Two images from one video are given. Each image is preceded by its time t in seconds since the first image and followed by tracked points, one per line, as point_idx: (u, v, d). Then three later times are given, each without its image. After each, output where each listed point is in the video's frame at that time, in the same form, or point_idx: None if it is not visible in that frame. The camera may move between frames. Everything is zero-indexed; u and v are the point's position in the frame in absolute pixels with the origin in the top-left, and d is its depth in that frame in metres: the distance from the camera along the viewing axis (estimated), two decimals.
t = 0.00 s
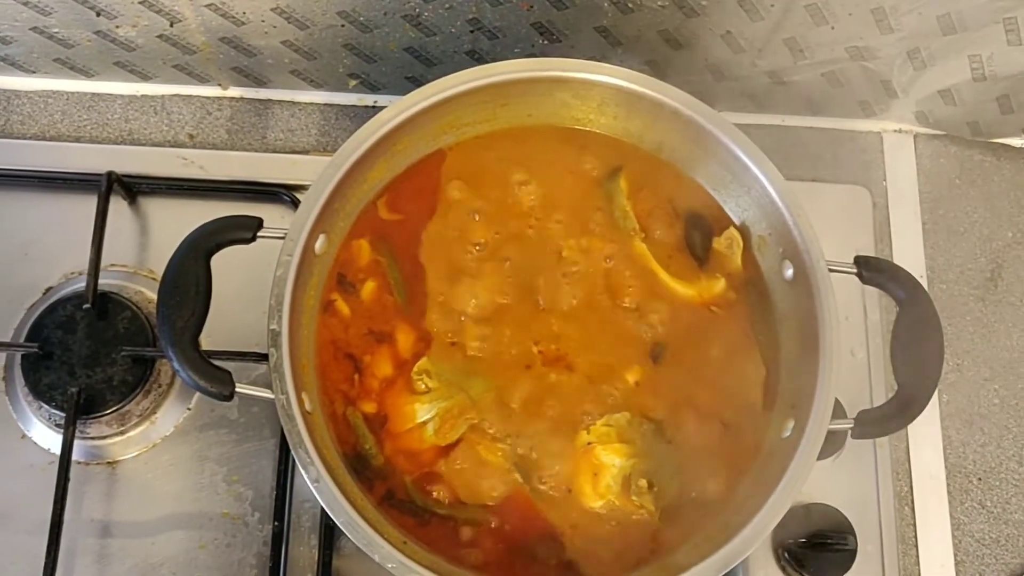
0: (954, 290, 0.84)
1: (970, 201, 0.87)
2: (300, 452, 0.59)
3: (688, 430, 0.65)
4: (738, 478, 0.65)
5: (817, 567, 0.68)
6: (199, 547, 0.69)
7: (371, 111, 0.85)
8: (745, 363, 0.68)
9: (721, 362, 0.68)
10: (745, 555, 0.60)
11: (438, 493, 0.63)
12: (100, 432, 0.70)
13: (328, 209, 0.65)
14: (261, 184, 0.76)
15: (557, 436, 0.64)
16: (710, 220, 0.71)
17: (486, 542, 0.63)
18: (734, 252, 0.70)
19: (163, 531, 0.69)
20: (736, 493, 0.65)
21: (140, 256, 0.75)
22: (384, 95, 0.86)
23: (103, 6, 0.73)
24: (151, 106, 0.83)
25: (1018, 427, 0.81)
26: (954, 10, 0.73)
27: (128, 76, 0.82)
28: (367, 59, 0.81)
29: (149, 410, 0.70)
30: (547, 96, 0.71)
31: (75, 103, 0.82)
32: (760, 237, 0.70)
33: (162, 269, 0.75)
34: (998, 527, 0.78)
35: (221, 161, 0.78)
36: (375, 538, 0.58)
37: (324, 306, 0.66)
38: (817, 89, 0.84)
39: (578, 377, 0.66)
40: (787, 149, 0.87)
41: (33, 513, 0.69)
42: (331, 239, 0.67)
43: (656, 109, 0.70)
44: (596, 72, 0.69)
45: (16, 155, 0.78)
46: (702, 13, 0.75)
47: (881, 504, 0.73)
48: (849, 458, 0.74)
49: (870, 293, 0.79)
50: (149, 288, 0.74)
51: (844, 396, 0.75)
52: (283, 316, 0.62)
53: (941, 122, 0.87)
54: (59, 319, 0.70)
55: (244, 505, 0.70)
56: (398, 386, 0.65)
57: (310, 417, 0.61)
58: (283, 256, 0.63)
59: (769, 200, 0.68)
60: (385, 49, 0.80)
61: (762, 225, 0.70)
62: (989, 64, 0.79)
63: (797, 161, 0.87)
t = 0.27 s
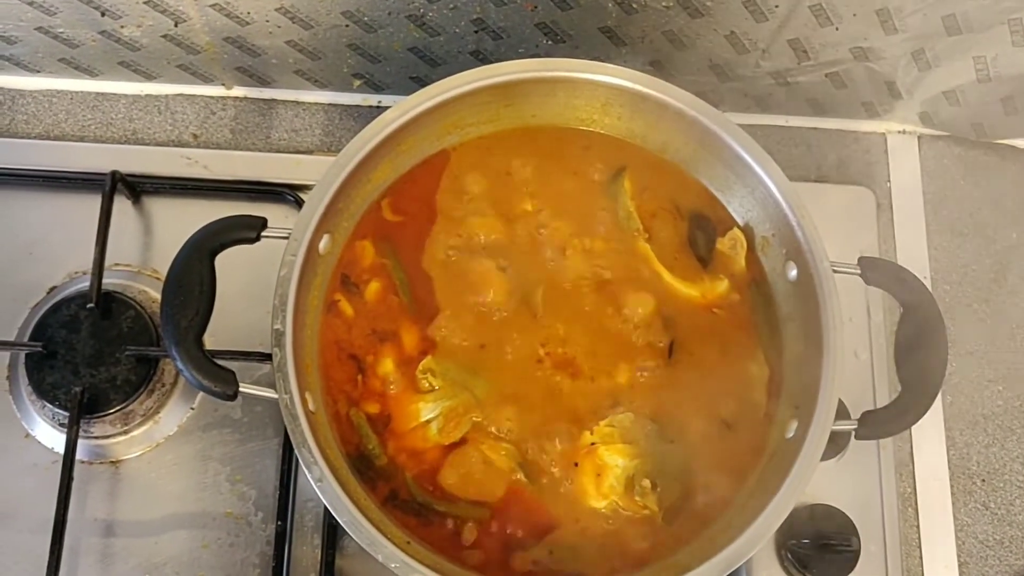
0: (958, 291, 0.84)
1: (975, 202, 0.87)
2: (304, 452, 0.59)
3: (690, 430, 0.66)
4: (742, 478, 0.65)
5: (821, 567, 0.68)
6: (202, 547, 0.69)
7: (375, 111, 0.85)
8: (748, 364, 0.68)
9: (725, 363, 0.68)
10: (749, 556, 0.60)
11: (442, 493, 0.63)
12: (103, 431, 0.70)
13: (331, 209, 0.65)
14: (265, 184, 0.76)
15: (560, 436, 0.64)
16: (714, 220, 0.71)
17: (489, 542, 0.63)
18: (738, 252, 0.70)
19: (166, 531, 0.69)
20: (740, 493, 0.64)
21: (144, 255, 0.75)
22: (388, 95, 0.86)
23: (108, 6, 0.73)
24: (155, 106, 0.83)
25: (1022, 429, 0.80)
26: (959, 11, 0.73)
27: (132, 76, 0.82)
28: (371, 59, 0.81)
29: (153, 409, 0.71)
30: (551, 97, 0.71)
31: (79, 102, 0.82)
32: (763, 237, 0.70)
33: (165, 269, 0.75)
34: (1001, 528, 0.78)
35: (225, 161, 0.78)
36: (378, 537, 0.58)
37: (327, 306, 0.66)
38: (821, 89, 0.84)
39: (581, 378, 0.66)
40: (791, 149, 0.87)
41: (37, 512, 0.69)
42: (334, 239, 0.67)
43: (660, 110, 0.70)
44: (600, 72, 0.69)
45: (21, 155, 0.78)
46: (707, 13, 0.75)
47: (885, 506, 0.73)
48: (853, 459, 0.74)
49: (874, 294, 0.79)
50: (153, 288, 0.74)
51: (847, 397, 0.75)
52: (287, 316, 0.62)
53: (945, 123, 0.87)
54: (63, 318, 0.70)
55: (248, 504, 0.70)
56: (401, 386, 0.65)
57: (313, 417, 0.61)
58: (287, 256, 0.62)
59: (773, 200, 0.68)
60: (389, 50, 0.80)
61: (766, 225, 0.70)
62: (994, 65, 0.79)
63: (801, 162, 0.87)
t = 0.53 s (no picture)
0: (956, 288, 0.84)
1: (973, 199, 0.86)
2: (300, 450, 0.59)
3: (688, 428, 0.66)
4: (740, 474, 0.65)
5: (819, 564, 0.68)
6: (198, 545, 0.69)
7: (372, 108, 0.85)
8: (745, 361, 0.67)
9: (722, 361, 0.67)
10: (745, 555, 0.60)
11: (439, 490, 0.63)
12: (99, 429, 0.70)
13: (328, 206, 0.65)
14: (261, 181, 0.76)
15: (556, 432, 0.64)
16: (712, 217, 0.71)
17: (486, 539, 0.63)
18: (735, 249, 0.70)
19: (162, 528, 0.69)
20: (738, 491, 0.64)
21: (140, 253, 0.75)
22: (385, 92, 0.85)
23: (103, 2, 0.72)
24: (151, 103, 0.83)
25: (1020, 426, 0.80)
26: (957, 8, 0.73)
27: (128, 73, 0.82)
28: (368, 55, 0.80)
29: (149, 407, 0.70)
30: (548, 93, 0.70)
31: (75, 99, 0.82)
32: (760, 235, 0.70)
33: (161, 266, 0.75)
34: (999, 526, 0.78)
35: (222, 158, 0.78)
36: (375, 536, 0.58)
37: (324, 303, 0.66)
38: (819, 86, 0.83)
39: (578, 375, 0.66)
40: (789, 147, 0.87)
41: (33, 510, 0.69)
42: (330, 236, 0.67)
43: (657, 107, 0.70)
44: (598, 69, 0.68)
45: (16, 152, 0.78)
46: (704, 10, 0.75)
47: (882, 504, 0.73)
48: (850, 457, 0.74)
49: (872, 291, 0.79)
50: (149, 285, 0.74)
51: (845, 394, 0.75)
52: (283, 314, 0.61)
53: (943, 120, 0.86)
54: (59, 315, 0.70)
55: (244, 502, 0.70)
56: (398, 383, 0.65)
57: (309, 415, 0.61)
58: (283, 253, 0.62)
59: (770, 197, 0.67)
60: (386, 46, 0.79)
61: (763, 223, 0.69)
62: (993, 61, 0.78)
63: (798, 159, 0.87)
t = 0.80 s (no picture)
0: (956, 288, 0.84)
1: (973, 199, 0.87)
2: (301, 449, 0.59)
3: (688, 427, 0.66)
4: (740, 473, 0.65)
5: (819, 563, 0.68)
6: (199, 544, 0.69)
7: (373, 108, 0.85)
8: (745, 360, 0.68)
9: (723, 360, 0.68)
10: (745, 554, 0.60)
11: (439, 489, 0.63)
12: (101, 429, 0.70)
13: (328, 205, 0.65)
14: (262, 181, 0.76)
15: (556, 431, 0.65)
16: (712, 217, 0.71)
17: (486, 538, 0.63)
18: (735, 249, 0.70)
19: (163, 528, 0.69)
20: (739, 490, 0.64)
21: (141, 252, 0.75)
22: (386, 92, 0.85)
23: (104, 2, 0.72)
24: (152, 103, 0.83)
25: (1020, 426, 0.80)
26: (957, 7, 0.73)
27: (129, 72, 0.82)
28: (368, 55, 0.81)
29: (150, 406, 0.70)
30: (549, 93, 0.71)
31: (76, 99, 0.82)
32: (761, 234, 0.70)
33: (162, 266, 0.75)
34: (999, 525, 0.78)
35: (222, 158, 0.78)
36: (376, 535, 0.58)
37: (325, 302, 0.66)
38: (819, 85, 0.84)
39: (579, 374, 0.66)
40: (789, 146, 0.87)
41: (34, 509, 0.69)
42: (331, 235, 0.67)
43: (658, 106, 0.70)
44: (598, 69, 0.68)
45: (17, 152, 0.78)
46: (704, 9, 0.75)
47: (882, 503, 0.73)
48: (851, 456, 0.74)
49: (873, 291, 0.79)
50: (150, 285, 0.74)
51: (845, 393, 0.75)
52: (284, 313, 0.61)
53: (943, 120, 0.86)
54: (60, 315, 0.70)
55: (245, 502, 0.70)
56: (399, 382, 0.65)
57: (311, 414, 0.61)
58: (284, 253, 0.62)
59: (770, 196, 0.67)
60: (386, 46, 0.79)
61: (763, 222, 0.69)
62: (993, 61, 0.78)
63: (798, 159, 0.87)
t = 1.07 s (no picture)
0: (958, 288, 0.84)
1: (974, 198, 0.87)
2: (303, 448, 0.59)
3: (690, 427, 0.66)
4: (742, 473, 0.65)
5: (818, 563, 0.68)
6: (202, 543, 0.69)
7: (374, 108, 0.85)
8: (747, 360, 0.68)
9: (724, 361, 0.68)
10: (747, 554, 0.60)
11: (441, 488, 0.63)
12: (103, 428, 0.70)
13: (330, 204, 0.65)
14: (264, 181, 0.76)
15: (558, 431, 0.65)
16: (714, 217, 0.71)
17: (488, 537, 0.63)
18: (737, 249, 0.70)
19: (166, 527, 0.69)
20: (740, 490, 0.64)
21: (143, 252, 0.75)
22: (387, 92, 0.86)
23: (106, 3, 0.73)
24: (154, 103, 0.83)
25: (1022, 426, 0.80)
26: (959, 8, 0.73)
27: (131, 72, 0.82)
28: (370, 55, 0.81)
29: (152, 406, 0.71)
30: (551, 93, 0.70)
31: (78, 99, 0.82)
32: (762, 234, 0.70)
33: (165, 266, 0.75)
34: (1000, 525, 0.78)
35: (225, 158, 0.78)
36: (377, 534, 0.58)
37: (327, 301, 0.66)
38: (821, 86, 0.84)
39: (581, 374, 0.66)
40: (790, 146, 0.87)
41: (36, 509, 0.69)
42: (334, 235, 0.67)
43: (660, 106, 0.70)
44: (600, 69, 0.68)
45: (20, 152, 0.78)
46: (706, 9, 0.75)
47: (884, 503, 0.73)
48: (852, 456, 0.74)
49: (874, 291, 0.79)
50: (152, 284, 0.74)
51: (846, 393, 0.75)
52: (286, 313, 0.61)
53: (945, 120, 0.86)
54: (63, 315, 0.70)
55: (247, 502, 0.70)
56: (401, 381, 0.65)
57: (313, 413, 0.61)
58: (286, 252, 0.62)
59: (772, 196, 0.67)
60: (388, 46, 0.80)
61: (765, 223, 0.69)
62: (994, 61, 0.78)
63: (800, 159, 0.87)
